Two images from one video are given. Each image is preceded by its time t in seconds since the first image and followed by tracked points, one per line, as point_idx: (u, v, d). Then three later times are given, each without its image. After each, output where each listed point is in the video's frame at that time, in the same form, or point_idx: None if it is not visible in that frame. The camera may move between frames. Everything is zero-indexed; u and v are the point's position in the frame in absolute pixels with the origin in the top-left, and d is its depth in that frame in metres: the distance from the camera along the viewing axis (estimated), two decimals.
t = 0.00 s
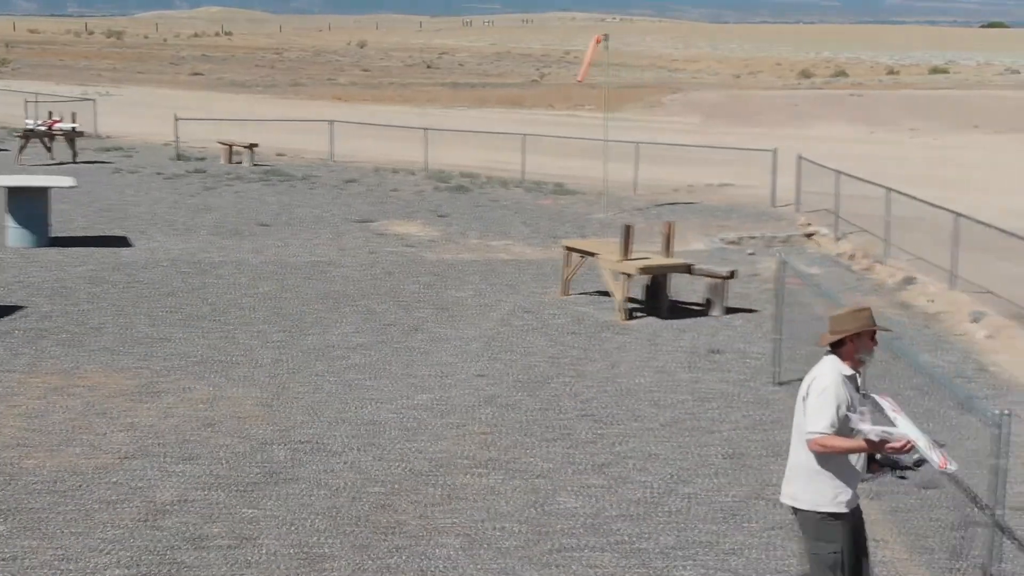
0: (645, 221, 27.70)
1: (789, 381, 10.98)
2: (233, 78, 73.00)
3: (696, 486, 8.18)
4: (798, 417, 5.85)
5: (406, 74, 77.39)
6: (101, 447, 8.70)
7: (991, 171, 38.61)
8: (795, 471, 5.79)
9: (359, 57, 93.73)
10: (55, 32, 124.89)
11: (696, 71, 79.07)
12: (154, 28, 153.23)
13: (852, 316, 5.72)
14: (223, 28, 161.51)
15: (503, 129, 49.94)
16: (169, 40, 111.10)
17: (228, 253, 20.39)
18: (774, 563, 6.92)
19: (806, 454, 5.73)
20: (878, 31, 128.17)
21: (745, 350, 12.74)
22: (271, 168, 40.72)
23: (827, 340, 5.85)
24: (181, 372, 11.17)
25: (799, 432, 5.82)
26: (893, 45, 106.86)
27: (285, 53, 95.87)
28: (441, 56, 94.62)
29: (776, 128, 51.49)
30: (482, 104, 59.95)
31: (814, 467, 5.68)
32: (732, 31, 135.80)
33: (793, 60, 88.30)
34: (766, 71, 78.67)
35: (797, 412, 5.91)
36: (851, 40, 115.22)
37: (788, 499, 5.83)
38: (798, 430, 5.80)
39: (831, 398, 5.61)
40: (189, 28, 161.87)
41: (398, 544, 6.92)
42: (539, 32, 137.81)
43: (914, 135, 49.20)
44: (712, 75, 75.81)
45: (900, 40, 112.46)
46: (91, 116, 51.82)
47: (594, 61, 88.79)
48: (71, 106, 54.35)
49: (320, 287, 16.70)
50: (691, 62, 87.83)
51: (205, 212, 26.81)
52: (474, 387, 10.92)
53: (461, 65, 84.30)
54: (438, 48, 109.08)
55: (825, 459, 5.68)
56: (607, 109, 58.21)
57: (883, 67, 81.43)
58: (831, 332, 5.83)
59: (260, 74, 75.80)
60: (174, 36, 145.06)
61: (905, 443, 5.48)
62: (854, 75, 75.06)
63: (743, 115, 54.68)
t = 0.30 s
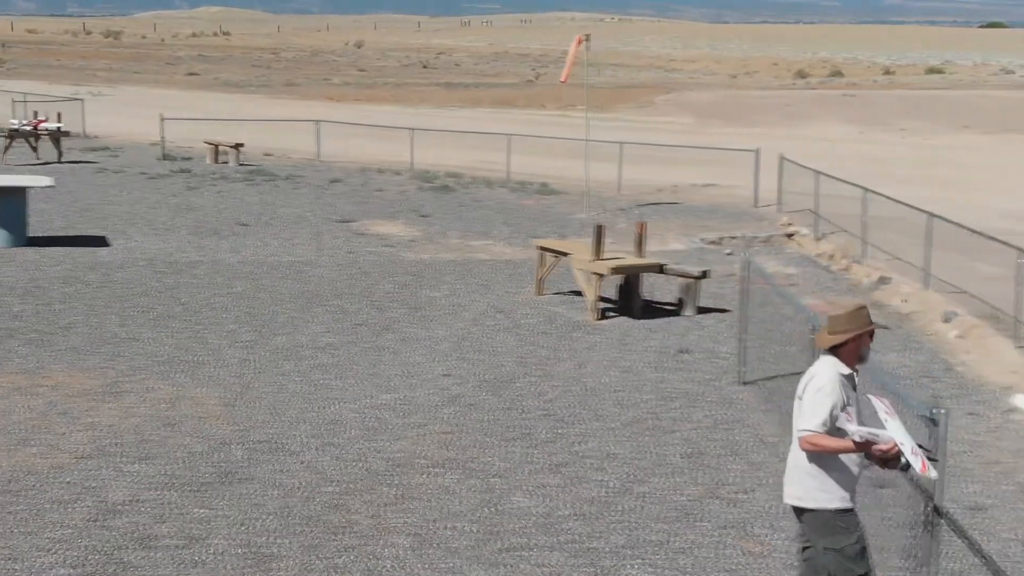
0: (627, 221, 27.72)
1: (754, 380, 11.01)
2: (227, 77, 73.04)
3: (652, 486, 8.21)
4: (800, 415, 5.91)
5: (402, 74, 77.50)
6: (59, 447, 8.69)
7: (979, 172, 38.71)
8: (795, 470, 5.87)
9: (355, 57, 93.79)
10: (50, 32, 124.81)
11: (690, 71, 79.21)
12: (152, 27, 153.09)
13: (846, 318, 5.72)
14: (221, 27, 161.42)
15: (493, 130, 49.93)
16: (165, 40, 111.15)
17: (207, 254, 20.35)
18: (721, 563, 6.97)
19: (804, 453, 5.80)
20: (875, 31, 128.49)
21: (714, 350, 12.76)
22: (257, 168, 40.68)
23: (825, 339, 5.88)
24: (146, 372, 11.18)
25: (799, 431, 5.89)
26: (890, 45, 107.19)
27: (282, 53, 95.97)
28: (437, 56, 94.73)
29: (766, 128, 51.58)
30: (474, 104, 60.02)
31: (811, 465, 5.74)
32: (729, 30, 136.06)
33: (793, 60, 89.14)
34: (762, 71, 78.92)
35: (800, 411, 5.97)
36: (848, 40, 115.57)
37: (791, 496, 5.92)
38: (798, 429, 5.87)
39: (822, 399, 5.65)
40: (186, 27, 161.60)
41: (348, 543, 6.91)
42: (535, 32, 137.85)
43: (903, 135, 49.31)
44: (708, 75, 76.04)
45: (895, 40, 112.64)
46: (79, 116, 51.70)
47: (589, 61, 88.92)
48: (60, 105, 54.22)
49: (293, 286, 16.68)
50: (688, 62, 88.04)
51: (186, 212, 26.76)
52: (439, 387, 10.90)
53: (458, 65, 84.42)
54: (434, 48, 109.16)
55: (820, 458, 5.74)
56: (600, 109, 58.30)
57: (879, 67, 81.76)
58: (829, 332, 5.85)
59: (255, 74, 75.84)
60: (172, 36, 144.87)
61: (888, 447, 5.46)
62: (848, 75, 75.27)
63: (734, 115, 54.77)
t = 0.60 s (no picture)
0: (609, 221, 27.72)
1: (717, 380, 11.00)
2: (222, 77, 72.95)
3: (607, 485, 8.23)
4: (804, 427, 5.65)
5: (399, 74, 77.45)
6: (15, 446, 8.67)
7: (966, 173, 38.79)
8: (806, 484, 5.61)
9: (351, 56, 93.67)
10: (45, 31, 124.42)
11: (685, 71, 79.30)
12: (150, 27, 152.76)
13: (854, 324, 5.46)
14: (219, 27, 161.08)
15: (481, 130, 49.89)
16: (160, 39, 110.97)
17: (185, 254, 20.29)
18: (670, 561, 6.98)
19: (817, 468, 5.55)
20: (873, 31, 128.80)
21: (681, 350, 12.76)
22: (242, 168, 40.59)
23: (827, 346, 5.61)
24: (110, 372, 11.17)
25: (805, 443, 5.63)
26: (887, 45, 107.48)
27: (279, 53, 95.86)
28: (434, 56, 94.66)
29: (756, 128, 51.64)
30: (467, 104, 60.01)
31: (826, 481, 5.50)
32: (727, 30, 136.22)
33: (791, 61, 89.42)
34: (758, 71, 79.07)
35: (801, 422, 5.70)
36: (846, 40, 115.83)
37: (800, 511, 5.67)
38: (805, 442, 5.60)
39: (840, 413, 5.40)
40: (185, 27, 161.13)
41: (296, 543, 6.91)
42: (531, 32, 137.90)
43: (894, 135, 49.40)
44: (705, 75, 76.13)
45: (891, 40, 112.84)
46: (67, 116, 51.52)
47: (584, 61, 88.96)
48: (48, 105, 54.05)
49: (266, 286, 16.65)
50: (685, 62, 88.14)
51: (166, 212, 26.69)
52: (403, 386, 10.89)
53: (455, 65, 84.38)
54: (431, 47, 109.07)
55: (836, 471, 5.50)
56: (593, 109, 58.34)
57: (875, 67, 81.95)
58: (830, 339, 5.58)
59: (250, 74, 75.76)
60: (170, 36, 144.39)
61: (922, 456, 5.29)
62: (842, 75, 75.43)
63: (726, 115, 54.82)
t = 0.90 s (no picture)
0: (593, 221, 27.76)
1: (687, 379, 11.03)
2: (217, 77, 72.98)
3: (569, 484, 8.25)
4: (806, 424, 5.33)
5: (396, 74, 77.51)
6: None
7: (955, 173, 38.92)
8: (812, 485, 5.31)
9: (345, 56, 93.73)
10: (42, 32, 124.41)
11: (680, 72, 79.45)
12: (149, 28, 152.88)
13: (862, 315, 5.21)
14: (218, 27, 161.17)
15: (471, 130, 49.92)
16: (156, 39, 111.04)
17: (165, 254, 20.33)
18: (625, 561, 7.00)
19: (824, 466, 5.25)
20: (871, 31, 129.10)
21: (654, 350, 12.79)
22: (230, 168, 40.60)
23: (829, 340, 5.32)
24: (80, 372, 11.19)
25: (808, 441, 5.31)
26: (885, 45, 107.76)
27: (275, 53, 95.91)
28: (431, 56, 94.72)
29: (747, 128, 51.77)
30: (460, 104, 60.12)
31: (838, 479, 5.22)
32: (725, 30, 136.41)
33: (787, 61, 89.67)
34: (754, 71, 79.25)
35: (799, 420, 5.39)
36: (843, 41, 116.10)
37: (804, 514, 5.35)
38: (811, 441, 5.29)
39: (856, 408, 5.11)
40: (183, 28, 161.08)
41: (252, 543, 6.92)
42: (528, 32, 138.11)
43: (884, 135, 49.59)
44: (701, 75, 76.27)
45: (888, 40, 113.17)
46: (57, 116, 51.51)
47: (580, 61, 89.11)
48: (38, 105, 54.04)
49: (245, 286, 16.68)
50: (682, 62, 88.30)
51: (151, 213, 26.70)
52: (374, 386, 10.88)
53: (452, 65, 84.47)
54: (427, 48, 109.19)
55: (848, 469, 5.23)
56: (586, 109, 58.45)
57: (872, 67, 82.17)
58: (832, 333, 5.29)
59: (245, 74, 75.80)
60: (169, 36, 144.34)
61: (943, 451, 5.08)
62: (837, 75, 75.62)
63: (718, 115, 54.93)
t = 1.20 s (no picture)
0: (579, 221, 27.80)
1: (659, 379, 11.04)
2: (212, 77, 72.94)
3: (534, 484, 8.26)
4: (805, 423, 5.67)
5: (391, 73, 77.50)
6: None
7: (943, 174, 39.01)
8: (810, 481, 5.61)
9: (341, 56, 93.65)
10: (40, 31, 124.45)
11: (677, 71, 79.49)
12: (149, 27, 152.98)
13: (851, 316, 5.60)
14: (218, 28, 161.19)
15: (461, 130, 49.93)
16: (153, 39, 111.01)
17: (148, 254, 20.32)
18: (584, 561, 7.02)
19: (823, 462, 5.55)
20: (872, 31, 129.15)
21: (630, 350, 12.80)
22: (218, 168, 40.55)
23: (822, 342, 5.70)
24: (52, 373, 11.18)
25: (806, 438, 5.63)
26: (883, 44, 107.84)
27: (270, 52, 95.90)
28: (428, 56, 94.74)
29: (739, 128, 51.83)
30: (452, 104, 60.10)
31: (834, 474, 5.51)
32: (725, 30, 136.44)
33: (784, 61, 89.76)
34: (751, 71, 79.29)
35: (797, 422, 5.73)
36: (840, 41, 116.18)
37: (808, 511, 5.63)
38: (807, 439, 5.61)
39: (851, 400, 5.46)
40: (182, 27, 161.28)
41: (211, 544, 6.94)
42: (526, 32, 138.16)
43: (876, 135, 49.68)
44: (697, 75, 76.30)
45: (885, 40, 113.25)
46: (47, 116, 51.44)
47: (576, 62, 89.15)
48: (29, 105, 53.97)
49: (225, 286, 16.67)
50: (679, 62, 88.32)
51: (136, 213, 26.69)
52: (346, 387, 10.88)
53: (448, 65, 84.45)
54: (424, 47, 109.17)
55: (845, 463, 5.53)
56: (581, 109, 58.47)
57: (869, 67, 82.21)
58: (826, 335, 5.69)
59: (240, 74, 75.78)
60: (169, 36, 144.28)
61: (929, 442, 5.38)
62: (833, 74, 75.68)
63: (711, 115, 54.98)
